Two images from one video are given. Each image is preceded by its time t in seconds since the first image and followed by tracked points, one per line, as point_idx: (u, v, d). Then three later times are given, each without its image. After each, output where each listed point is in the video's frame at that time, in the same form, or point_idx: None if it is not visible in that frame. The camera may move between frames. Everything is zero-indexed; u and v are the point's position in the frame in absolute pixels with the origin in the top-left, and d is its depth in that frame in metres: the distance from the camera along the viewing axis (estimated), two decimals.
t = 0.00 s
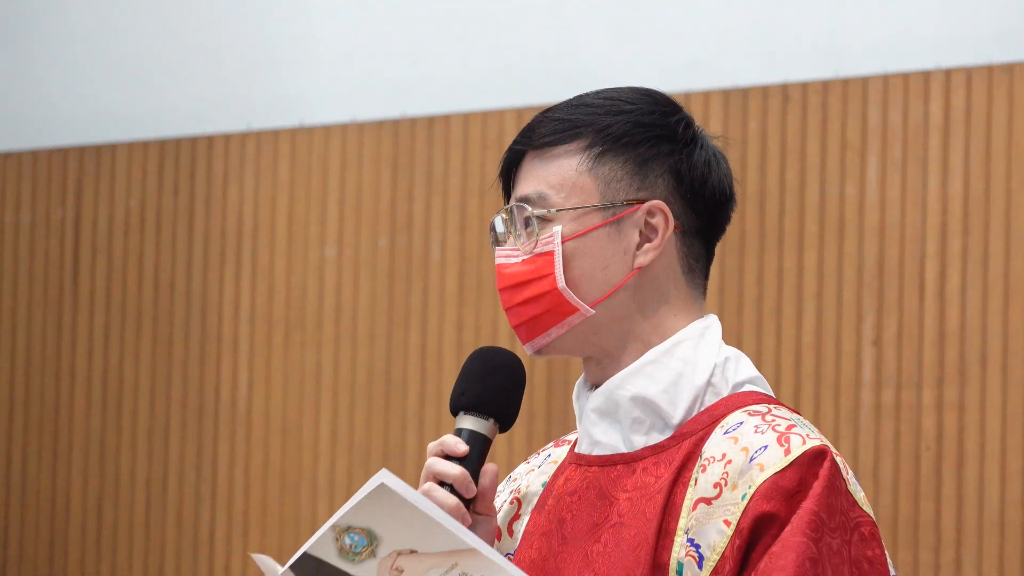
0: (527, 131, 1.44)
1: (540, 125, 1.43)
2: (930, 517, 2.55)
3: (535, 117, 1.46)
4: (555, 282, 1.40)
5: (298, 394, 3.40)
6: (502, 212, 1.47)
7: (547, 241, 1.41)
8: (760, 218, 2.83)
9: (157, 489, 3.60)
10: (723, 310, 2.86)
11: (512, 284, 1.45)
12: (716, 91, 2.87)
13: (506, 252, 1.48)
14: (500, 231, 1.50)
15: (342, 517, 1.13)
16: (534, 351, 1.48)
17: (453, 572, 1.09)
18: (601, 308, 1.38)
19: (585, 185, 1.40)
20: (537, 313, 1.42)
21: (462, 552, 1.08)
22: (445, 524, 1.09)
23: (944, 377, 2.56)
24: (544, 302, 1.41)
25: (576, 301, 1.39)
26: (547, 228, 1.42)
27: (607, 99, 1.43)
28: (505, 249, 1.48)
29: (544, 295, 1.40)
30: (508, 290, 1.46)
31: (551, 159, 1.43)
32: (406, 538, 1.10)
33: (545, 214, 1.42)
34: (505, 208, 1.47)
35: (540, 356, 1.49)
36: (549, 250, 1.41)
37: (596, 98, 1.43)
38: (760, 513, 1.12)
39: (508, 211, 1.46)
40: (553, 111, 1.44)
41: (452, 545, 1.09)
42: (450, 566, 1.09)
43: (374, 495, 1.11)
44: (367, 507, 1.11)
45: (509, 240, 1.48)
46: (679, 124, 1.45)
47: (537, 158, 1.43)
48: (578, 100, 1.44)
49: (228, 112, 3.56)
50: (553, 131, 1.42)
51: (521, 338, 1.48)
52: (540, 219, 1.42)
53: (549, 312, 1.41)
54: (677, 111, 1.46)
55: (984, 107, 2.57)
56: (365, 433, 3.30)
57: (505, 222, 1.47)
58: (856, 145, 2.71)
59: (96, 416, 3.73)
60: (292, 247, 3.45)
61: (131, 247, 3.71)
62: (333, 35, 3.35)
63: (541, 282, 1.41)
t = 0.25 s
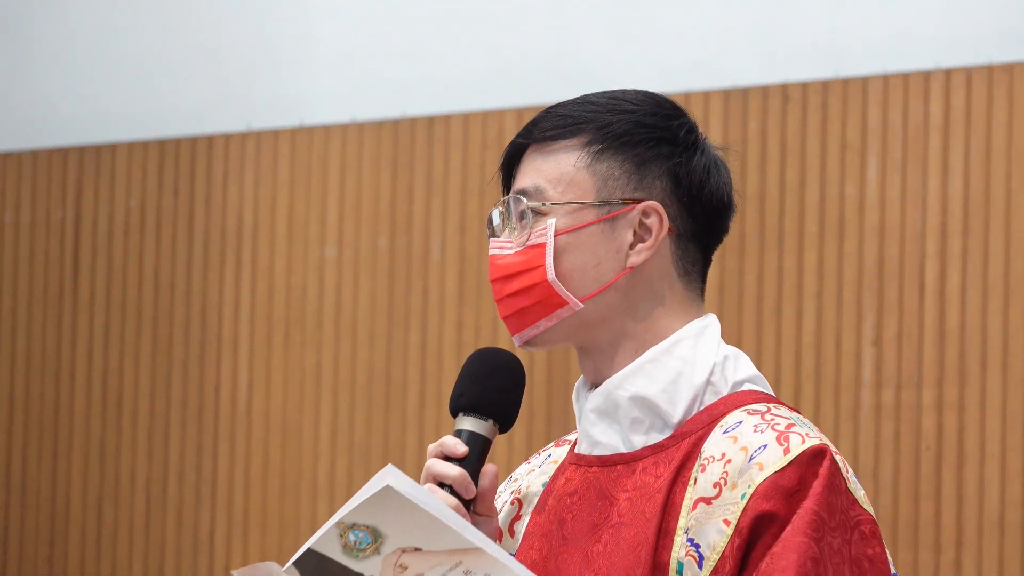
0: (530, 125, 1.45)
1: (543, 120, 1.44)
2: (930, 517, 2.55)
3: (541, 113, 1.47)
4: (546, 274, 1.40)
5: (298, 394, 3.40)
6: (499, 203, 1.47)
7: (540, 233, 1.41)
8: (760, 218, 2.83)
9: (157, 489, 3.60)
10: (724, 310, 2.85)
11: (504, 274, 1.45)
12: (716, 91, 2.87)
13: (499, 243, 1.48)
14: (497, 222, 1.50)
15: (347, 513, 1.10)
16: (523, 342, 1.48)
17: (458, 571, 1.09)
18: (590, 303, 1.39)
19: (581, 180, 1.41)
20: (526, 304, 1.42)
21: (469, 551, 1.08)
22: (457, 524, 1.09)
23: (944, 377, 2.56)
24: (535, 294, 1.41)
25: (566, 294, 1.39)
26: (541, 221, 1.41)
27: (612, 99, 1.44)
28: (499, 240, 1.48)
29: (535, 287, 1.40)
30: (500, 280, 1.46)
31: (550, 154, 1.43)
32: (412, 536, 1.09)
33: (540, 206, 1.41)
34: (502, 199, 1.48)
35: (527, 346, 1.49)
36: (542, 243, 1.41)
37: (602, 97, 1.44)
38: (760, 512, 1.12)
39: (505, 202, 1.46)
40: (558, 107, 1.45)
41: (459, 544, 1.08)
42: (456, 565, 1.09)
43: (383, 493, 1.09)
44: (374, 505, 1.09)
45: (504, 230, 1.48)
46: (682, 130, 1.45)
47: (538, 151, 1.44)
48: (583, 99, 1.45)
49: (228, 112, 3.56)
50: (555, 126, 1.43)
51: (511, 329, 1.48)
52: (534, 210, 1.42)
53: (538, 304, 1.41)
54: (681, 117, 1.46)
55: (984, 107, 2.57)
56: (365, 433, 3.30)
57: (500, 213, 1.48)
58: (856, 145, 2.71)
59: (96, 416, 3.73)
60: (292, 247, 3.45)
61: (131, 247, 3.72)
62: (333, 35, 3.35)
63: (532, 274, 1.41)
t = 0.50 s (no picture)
0: (531, 124, 1.45)
1: (544, 119, 1.44)
2: (931, 517, 2.55)
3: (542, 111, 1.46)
4: (547, 276, 1.39)
5: (298, 394, 3.40)
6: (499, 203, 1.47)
7: (540, 234, 1.41)
8: (760, 218, 2.83)
9: (156, 488, 3.60)
10: (724, 310, 2.85)
11: (504, 274, 1.45)
12: (716, 91, 2.87)
13: (499, 242, 1.48)
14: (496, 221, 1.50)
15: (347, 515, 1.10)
16: (524, 346, 1.48)
17: (459, 571, 1.08)
18: (590, 305, 1.38)
19: (582, 180, 1.40)
20: (526, 306, 1.42)
21: (469, 551, 1.08)
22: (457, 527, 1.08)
23: (944, 377, 2.56)
24: (536, 295, 1.41)
25: (567, 297, 1.39)
26: (541, 222, 1.41)
27: (614, 99, 1.43)
28: (499, 239, 1.48)
29: (536, 288, 1.40)
30: (500, 280, 1.46)
31: (551, 153, 1.43)
32: (413, 537, 1.09)
33: (540, 207, 1.41)
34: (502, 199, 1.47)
35: (530, 350, 1.49)
36: (542, 244, 1.41)
37: (603, 97, 1.44)
38: (761, 510, 1.12)
39: (505, 202, 1.46)
40: (559, 106, 1.45)
41: (459, 545, 1.08)
42: (457, 566, 1.08)
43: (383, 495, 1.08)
44: (374, 507, 1.09)
45: (504, 231, 1.47)
46: (684, 129, 1.45)
47: (539, 150, 1.44)
48: (585, 98, 1.44)
49: (228, 112, 3.56)
50: (556, 125, 1.42)
51: (510, 331, 1.48)
52: (535, 211, 1.42)
53: (539, 306, 1.41)
54: (683, 117, 1.46)
55: (984, 107, 2.57)
56: (365, 433, 3.30)
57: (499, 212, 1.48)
58: (856, 146, 2.71)
59: (96, 416, 3.73)
60: (292, 247, 3.45)
61: (131, 247, 3.72)
62: (333, 35, 3.35)
63: (533, 275, 1.40)
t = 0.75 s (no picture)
0: (531, 125, 1.45)
1: (544, 120, 1.43)
2: (930, 517, 2.55)
3: (540, 112, 1.46)
4: (552, 278, 1.40)
5: (298, 394, 3.40)
6: (500, 205, 1.47)
7: (543, 236, 1.41)
8: (760, 218, 2.83)
9: (156, 488, 3.60)
10: (723, 309, 2.85)
11: (507, 277, 1.45)
12: (716, 91, 2.87)
13: (502, 245, 1.48)
14: (498, 223, 1.49)
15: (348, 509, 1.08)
16: (528, 348, 1.48)
17: (460, 565, 1.07)
18: (595, 306, 1.39)
19: (584, 182, 1.40)
20: (530, 308, 1.42)
21: (470, 545, 1.07)
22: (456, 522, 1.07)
23: (944, 377, 2.55)
24: (540, 298, 1.41)
25: (571, 298, 1.39)
26: (544, 223, 1.41)
27: (613, 100, 1.43)
28: (501, 242, 1.48)
29: (540, 291, 1.40)
30: (503, 283, 1.46)
31: (552, 155, 1.43)
32: (414, 530, 1.07)
33: (543, 209, 1.41)
34: (504, 201, 1.47)
35: (533, 353, 1.48)
36: (545, 246, 1.41)
37: (602, 98, 1.43)
38: (760, 502, 1.12)
39: (506, 205, 1.46)
40: (558, 108, 1.44)
41: (461, 539, 1.07)
42: (457, 559, 1.07)
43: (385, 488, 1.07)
44: (376, 500, 1.07)
45: (506, 233, 1.47)
46: (684, 129, 1.45)
47: (539, 152, 1.44)
48: (584, 99, 1.44)
49: (228, 112, 3.56)
50: (556, 127, 1.42)
51: (513, 334, 1.48)
52: (538, 213, 1.42)
53: (543, 308, 1.41)
54: (682, 117, 1.46)
55: (984, 108, 2.57)
56: (365, 433, 3.30)
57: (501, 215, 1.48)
58: (856, 145, 2.71)
59: (96, 416, 3.73)
60: (292, 247, 3.45)
61: (131, 247, 3.72)
62: (333, 35, 3.35)
63: (537, 277, 1.40)
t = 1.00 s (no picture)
0: (527, 127, 1.44)
1: (539, 123, 1.43)
2: (930, 517, 2.55)
3: (536, 114, 1.45)
4: (549, 281, 1.39)
5: (298, 394, 3.40)
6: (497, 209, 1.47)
7: (541, 240, 1.41)
8: (760, 218, 2.83)
9: (156, 489, 3.60)
10: (723, 309, 2.86)
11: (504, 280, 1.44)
12: (716, 91, 2.87)
13: (498, 248, 1.48)
14: (494, 225, 1.49)
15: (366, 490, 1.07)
16: (524, 352, 1.47)
17: (474, 549, 1.08)
18: (593, 310, 1.38)
19: (582, 185, 1.40)
20: (527, 312, 1.41)
21: (485, 534, 1.06)
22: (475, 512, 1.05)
23: (944, 377, 2.55)
24: (537, 301, 1.40)
25: (570, 302, 1.39)
26: (542, 227, 1.41)
27: (609, 102, 1.43)
28: (498, 245, 1.47)
29: (538, 294, 1.40)
30: (499, 286, 1.45)
31: (548, 158, 1.42)
32: (431, 516, 1.07)
33: (541, 212, 1.41)
34: (500, 204, 1.47)
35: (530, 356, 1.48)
36: (543, 249, 1.41)
37: (598, 100, 1.43)
38: (759, 498, 1.12)
39: (503, 208, 1.45)
40: (554, 110, 1.44)
41: (476, 528, 1.06)
42: (472, 545, 1.07)
43: (402, 480, 1.05)
44: (394, 488, 1.06)
45: (503, 235, 1.47)
46: (679, 131, 1.45)
47: (535, 155, 1.43)
48: (579, 101, 1.44)
49: (228, 112, 3.56)
50: (552, 130, 1.41)
51: (510, 337, 1.47)
52: (536, 217, 1.41)
53: (542, 311, 1.40)
54: (678, 118, 1.46)
55: (984, 108, 2.56)
56: (365, 433, 3.30)
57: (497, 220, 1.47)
58: (856, 145, 2.71)
59: (96, 416, 3.73)
60: (292, 247, 3.45)
61: (131, 247, 3.72)
62: (333, 35, 3.36)
63: (535, 281, 1.40)
